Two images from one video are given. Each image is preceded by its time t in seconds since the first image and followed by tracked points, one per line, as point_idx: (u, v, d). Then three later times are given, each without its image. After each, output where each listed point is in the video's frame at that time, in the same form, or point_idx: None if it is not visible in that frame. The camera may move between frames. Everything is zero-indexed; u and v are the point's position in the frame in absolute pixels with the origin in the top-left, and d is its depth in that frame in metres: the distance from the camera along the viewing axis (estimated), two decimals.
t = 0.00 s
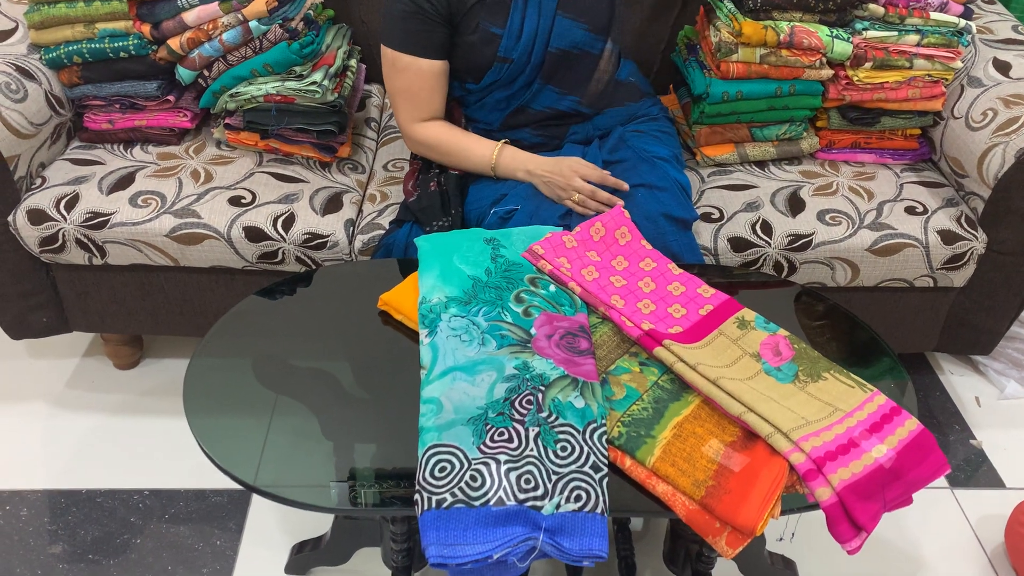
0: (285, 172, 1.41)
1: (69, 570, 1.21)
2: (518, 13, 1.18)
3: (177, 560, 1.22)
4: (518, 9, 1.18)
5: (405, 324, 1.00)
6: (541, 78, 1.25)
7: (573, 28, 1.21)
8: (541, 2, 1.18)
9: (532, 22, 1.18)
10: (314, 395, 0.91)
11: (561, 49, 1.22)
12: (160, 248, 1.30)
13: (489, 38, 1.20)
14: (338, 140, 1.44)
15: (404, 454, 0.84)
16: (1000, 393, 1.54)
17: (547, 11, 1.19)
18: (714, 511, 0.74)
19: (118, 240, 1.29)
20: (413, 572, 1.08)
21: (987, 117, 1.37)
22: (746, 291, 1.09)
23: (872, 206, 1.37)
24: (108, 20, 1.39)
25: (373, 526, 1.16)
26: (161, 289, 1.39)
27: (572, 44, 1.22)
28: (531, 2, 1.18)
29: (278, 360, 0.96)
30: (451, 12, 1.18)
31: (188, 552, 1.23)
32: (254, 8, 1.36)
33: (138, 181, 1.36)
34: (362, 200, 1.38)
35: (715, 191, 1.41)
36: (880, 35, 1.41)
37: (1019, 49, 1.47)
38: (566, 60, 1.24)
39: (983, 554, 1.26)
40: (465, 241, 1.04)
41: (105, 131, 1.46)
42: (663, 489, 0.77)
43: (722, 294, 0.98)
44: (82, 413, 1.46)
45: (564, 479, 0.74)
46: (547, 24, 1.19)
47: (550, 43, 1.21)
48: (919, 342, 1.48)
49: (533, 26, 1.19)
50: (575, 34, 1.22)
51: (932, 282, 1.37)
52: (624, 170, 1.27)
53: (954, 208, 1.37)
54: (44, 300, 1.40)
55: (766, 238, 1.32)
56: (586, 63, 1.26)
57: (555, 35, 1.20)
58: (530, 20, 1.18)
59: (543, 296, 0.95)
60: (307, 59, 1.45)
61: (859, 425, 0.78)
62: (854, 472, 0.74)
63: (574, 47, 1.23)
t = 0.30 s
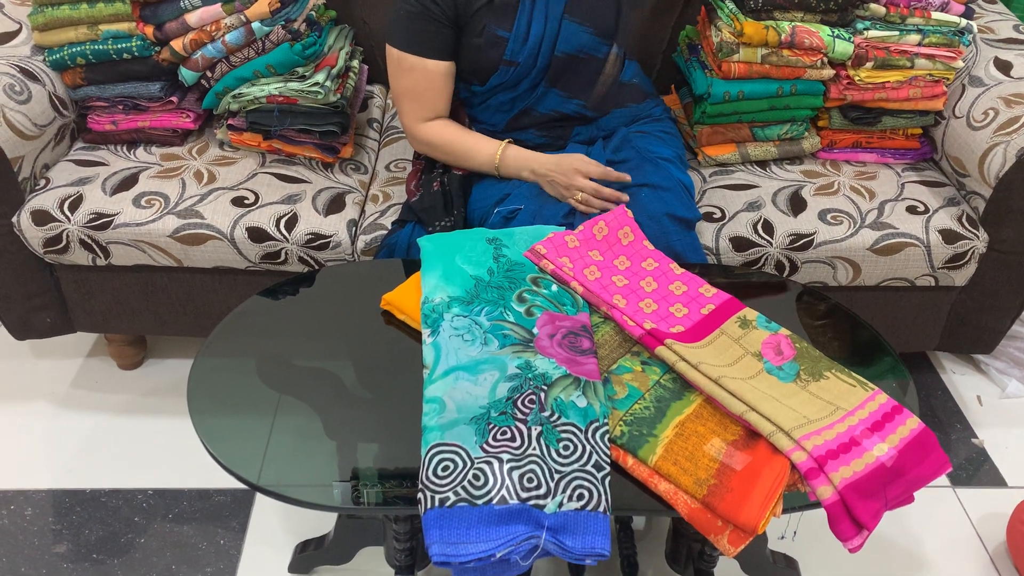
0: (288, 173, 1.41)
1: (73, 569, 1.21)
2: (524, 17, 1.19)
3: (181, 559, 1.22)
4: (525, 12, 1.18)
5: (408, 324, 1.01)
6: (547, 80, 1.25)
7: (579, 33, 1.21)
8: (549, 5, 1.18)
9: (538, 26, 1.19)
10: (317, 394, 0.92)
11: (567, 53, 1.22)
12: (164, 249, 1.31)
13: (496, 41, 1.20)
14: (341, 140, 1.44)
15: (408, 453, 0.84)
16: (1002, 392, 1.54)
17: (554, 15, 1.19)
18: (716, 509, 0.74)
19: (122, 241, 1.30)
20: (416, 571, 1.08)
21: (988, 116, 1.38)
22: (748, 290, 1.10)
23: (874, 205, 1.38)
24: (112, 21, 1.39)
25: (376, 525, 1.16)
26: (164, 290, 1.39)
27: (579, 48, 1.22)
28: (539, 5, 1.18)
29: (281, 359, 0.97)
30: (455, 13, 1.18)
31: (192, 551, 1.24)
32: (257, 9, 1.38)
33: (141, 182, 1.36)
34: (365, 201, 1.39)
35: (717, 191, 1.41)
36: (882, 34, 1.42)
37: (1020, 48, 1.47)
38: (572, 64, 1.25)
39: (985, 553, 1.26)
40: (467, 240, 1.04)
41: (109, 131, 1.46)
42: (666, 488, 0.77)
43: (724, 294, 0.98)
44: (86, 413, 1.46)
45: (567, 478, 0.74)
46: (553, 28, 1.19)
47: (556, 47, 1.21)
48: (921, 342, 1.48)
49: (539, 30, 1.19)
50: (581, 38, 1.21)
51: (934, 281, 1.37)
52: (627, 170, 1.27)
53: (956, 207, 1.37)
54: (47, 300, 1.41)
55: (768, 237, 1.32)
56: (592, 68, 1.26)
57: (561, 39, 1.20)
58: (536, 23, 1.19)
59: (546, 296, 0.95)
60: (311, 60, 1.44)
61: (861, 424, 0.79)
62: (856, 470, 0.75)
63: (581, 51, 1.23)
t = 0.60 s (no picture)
0: (288, 175, 1.42)
1: (73, 571, 1.21)
2: (528, 23, 1.18)
3: (181, 562, 1.22)
4: (528, 18, 1.18)
5: (408, 326, 1.01)
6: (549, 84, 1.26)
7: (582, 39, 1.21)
8: (552, 10, 1.18)
9: (541, 32, 1.19)
10: (317, 396, 0.92)
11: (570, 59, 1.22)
12: (164, 251, 1.31)
13: (499, 45, 1.20)
14: (341, 143, 1.44)
15: (408, 455, 0.85)
16: (1002, 395, 1.55)
17: (557, 21, 1.18)
18: (716, 511, 0.74)
19: (123, 243, 1.30)
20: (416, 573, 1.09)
21: (987, 119, 1.38)
22: (748, 293, 1.10)
23: (873, 207, 1.38)
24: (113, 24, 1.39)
25: (377, 526, 1.16)
26: (165, 292, 1.39)
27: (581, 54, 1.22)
28: (541, 10, 1.18)
29: (282, 362, 0.97)
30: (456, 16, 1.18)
31: (192, 553, 1.24)
32: (258, 12, 1.38)
33: (142, 185, 1.37)
34: (365, 203, 1.39)
35: (716, 193, 1.42)
36: (881, 37, 1.42)
37: (1018, 51, 1.48)
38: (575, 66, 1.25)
39: (985, 555, 1.26)
40: (468, 243, 1.04)
41: (110, 134, 1.47)
42: (665, 490, 0.77)
43: (723, 296, 0.98)
44: (87, 415, 1.46)
45: (567, 480, 0.75)
46: (556, 37, 1.20)
47: (559, 53, 1.22)
48: (921, 344, 1.48)
49: (542, 35, 1.19)
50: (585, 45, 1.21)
51: (933, 284, 1.37)
52: (628, 172, 1.27)
53: (955, 210, 1.37)
54: (47, 303, 1.41)
55: (767, 240, 1.32)
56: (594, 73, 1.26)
57: (563, 45, 1.21)
58: (539, 29, 1.19)
59: (546, 298, 0.96)
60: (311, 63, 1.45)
61: (861, 426, 0.79)
62: (855, 473, 0.75)
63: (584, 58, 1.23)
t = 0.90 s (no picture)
0: (285, 179, 1.41)
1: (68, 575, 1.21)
2: (517, 24, 1.17)
3: (177, 566, 1.22)
4: (518, 19, 1.16)
5: (404, 330, 1.01)
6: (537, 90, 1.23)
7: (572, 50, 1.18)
8: (545, 16, 1.15)
9: (530, 37, 1.17)
10: (313, 400, 0.92)
11: (558, 68, 1.20)
12: (160, 254, 1.31)
13: (484, 43, 1.19)
14: (338, 146, 1.44)
15: (404, 459, 0.84)
16: (999, 398, 1.54)
17: (547, 29, 1.16)
18: (712, 516, 0.74)
19: (119, 246, 1.30)
20: None
21: (984, 123, 1.38)
22: (745, 296, 1.10)
23: (870, 211, 1.38)
24: (109, 27, 1.39)
25: (373, 530, 1.16)
26: (161, 295, 1.39)
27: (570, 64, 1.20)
28: (534, 15, 1.15)
29: (278, 365, 0.97)
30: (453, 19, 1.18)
31: (188, 557, 1.23)
32: (254, 15, 1.37)
33: (139, 188, 1.36)
34: (362, 206, 1.39)
35: (713, 197, 1.42)
36: (879, 41, 1.43)
37: (1016, 55, 1.48)
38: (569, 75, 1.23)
39: (982, 559, 1.26)
40: (464, 246, 1.04)
41: (106, 137, 1.47)
42: (662, 494, 0.77)
43: (720, 299, 0.98)
44: (82, 419, 1.46)
45: (563, 484, 0.74)
46: (543, 41, 1.17)
47: (547, 61, 1.19)
48: (918, 348, 1.48)
49: (530, 40, 1.17)
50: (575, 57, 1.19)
51: (930, 287, 1.37)
52: (625, 175, 1.27)
53: (952, 213, 1.37)
54: (43, 306, 1.41)
55: (765, 243, 1.32)
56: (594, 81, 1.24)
57: (553, 53, 1.18)
58: (528, 33, 1.17)
59: (542, 301, 0.95)
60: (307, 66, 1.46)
61: (858, 430, 0.79)
62: (852, 477, 0.74)
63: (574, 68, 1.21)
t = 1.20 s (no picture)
0: (283, 181, 1.41)
1: None
2: (527, 23, 1.15)
3: (174, 570, 1.22)
4: (529, 18, 1.15)
5: (402, 333, 1.00)
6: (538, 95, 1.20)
7: (580, 60, 1.17)
8: (557, 19, 1.14)
9: (539, 39, 1.15)
10: (310, 403, 0.91)
11: (561, 75, 1.18)
12: (158, 257, 1.30)
13: (490, 36, 1.17)
14: (336, 148, 1.44)
15: (402, 462, 0.84)
16: (999, 401, 1.54)
17: (557, 32, 1.15)
18: (711, 520, 0.73)
19: (117, 249, 1.30)
20: None
21: (983, 125, 1.38)
22: (744, 299, 1.10)
23: (869, 214, 1.38)
24: (107, 29, 1.39)
25: (371, 534, 1.16)
26: (159, 298, 1.39)
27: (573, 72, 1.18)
28: (546, 17, 1.14)
29: (276, 368, 0.96)
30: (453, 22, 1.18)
31: (186, 561, 1.23)
32: (252, 18, 1.38)
33: (136, 191, 1.36)
34: (360, 209, 1.39)
35: (712, 199, 1.41)
36: (876, 44, 1.43)
37: (1015, 57, 1.48)
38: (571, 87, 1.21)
39: (981, 562, 1.26)
40: (463, 249, 1.04)
41: (104, 140, 1.46)
42: (660, 498, 0.77)
43: (719, 302, 0.98)
44: (80, 422, 1.45)
45: (561, 488, 0.74)
46: (552, 45, 1.15)
47: (553, 67, 1.18)
48: (917, 350, 1.48)
49: (539, 41, 1.15)
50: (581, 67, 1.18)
51: (929, 290, 1.37)
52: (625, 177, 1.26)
53: (950, 216, 1.37)
54: (41, 309, 1.40)
55: (763, 246, 1.32)
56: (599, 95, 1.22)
57: (560, 61, 1.17)
58: (539, 34, 1.15)
59: (541, 305, 0.95)
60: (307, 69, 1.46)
61: (856, 433, 0.79)
62: (851, 481, 0.74)
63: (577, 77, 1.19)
